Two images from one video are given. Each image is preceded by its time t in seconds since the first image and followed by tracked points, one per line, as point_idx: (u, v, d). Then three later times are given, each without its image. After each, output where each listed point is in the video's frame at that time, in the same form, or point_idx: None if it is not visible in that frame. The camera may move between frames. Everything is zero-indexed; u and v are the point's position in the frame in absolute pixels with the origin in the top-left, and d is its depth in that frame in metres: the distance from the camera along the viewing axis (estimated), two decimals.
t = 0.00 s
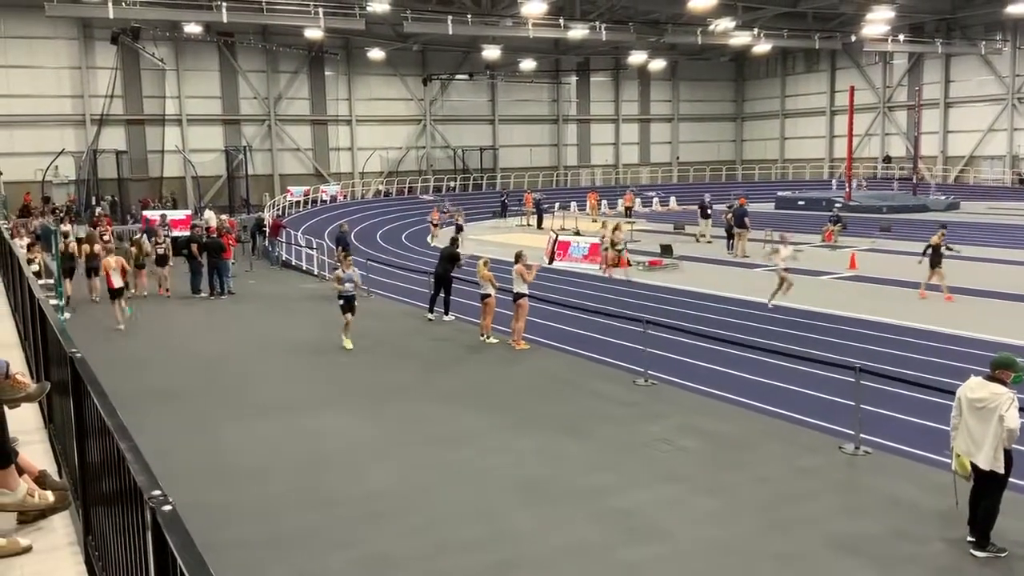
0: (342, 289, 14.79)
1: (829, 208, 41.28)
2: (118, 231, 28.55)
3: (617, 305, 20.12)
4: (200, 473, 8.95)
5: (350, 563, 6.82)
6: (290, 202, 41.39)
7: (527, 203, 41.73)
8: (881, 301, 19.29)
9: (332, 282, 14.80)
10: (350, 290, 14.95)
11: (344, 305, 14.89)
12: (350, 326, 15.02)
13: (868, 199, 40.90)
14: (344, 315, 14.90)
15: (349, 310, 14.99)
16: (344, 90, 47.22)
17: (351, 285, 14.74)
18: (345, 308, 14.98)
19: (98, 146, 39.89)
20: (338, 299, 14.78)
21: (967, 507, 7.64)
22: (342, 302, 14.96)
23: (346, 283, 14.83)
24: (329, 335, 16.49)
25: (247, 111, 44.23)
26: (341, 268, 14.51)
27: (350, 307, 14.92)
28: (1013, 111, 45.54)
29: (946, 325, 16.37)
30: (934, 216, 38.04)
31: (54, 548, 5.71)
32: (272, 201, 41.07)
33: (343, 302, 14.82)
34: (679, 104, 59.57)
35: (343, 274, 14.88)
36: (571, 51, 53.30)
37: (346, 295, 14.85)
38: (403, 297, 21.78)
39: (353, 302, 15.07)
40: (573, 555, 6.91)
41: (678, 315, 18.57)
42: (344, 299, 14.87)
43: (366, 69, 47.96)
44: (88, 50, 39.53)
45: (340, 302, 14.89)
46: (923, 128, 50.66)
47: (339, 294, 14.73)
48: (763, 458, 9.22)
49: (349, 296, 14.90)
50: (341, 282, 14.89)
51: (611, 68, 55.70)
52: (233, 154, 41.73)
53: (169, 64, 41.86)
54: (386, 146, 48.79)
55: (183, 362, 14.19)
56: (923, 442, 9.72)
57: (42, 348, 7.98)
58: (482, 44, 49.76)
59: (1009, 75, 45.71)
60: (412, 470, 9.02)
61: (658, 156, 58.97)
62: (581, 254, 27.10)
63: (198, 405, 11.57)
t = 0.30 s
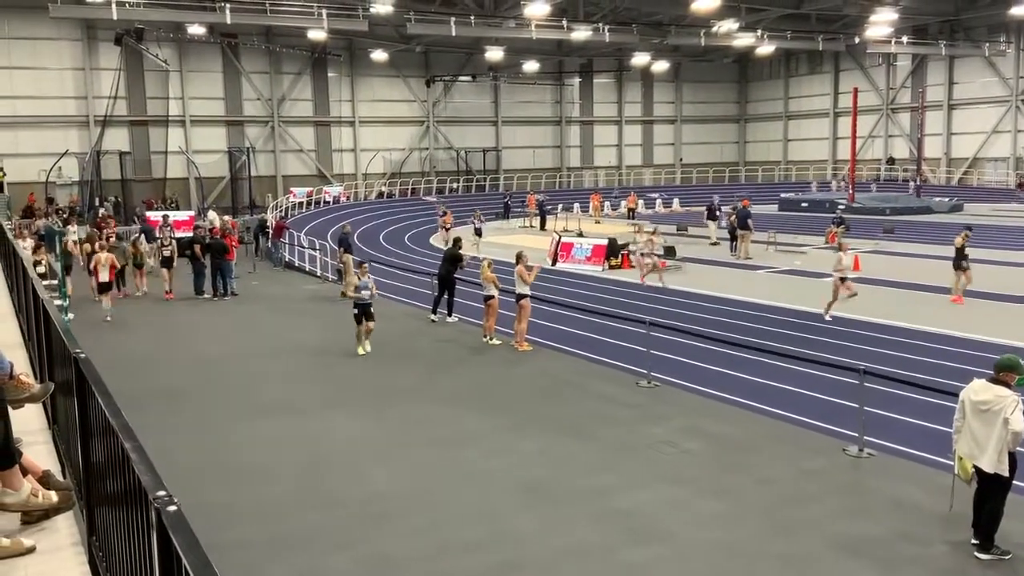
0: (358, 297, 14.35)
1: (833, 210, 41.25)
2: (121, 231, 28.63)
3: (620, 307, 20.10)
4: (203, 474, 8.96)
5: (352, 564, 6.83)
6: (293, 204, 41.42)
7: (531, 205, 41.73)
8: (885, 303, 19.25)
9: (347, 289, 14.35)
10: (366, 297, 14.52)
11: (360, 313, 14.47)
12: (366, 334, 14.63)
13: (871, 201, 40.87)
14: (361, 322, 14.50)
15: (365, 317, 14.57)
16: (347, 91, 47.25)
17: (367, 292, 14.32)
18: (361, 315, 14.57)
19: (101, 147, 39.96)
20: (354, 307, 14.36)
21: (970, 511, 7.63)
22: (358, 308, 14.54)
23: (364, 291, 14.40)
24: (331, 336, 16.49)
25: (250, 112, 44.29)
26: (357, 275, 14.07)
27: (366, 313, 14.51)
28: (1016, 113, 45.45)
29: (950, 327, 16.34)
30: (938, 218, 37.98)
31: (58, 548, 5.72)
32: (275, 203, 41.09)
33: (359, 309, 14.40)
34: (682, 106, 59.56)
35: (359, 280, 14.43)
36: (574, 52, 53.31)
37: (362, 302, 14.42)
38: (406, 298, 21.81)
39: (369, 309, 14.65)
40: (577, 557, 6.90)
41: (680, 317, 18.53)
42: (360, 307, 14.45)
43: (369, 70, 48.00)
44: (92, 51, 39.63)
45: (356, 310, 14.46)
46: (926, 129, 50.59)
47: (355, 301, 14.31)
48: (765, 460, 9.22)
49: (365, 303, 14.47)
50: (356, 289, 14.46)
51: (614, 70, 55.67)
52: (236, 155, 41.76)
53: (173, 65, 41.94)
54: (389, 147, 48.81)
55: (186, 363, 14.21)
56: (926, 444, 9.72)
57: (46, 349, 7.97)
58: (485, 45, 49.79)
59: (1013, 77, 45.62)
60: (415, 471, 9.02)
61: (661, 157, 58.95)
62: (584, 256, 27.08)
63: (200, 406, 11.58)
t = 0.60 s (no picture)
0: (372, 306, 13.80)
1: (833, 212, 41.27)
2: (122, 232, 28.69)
3: (620, 309, 20.11)
4: (204, 474, 8.97)
5: (353, 565, 6.84)
6: (294, 205, 41.48)
7: (532, 206, 41.80)
8: (885, 305, 19.26)
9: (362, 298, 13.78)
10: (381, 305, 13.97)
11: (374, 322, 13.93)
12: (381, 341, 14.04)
13: (872, 202, 40.89)
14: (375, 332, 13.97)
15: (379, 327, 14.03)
16: (349, 92, 47.29)
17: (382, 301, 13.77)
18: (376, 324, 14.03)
19: (102, 147, 40.00)
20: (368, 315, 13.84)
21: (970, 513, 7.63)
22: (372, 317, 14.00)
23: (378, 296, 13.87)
24: (332, 338, 16.50)
25: (252, 113, 44.34)
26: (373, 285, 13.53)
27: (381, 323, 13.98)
28: (1017, 115, 45.45)
29: (951, 329, 16.33)
30: (938, 220, 38.00)
31: (60, 548, 5.73)
32: (276, 203, 41.14)
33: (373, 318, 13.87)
34: (683, 108, 59.60)
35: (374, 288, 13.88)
36: (575, 54, 53.36)
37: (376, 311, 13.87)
38: (407, 299, 21.83)
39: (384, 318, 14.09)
40: (578, 558, 6.91)
41: (680, 318, 18.54)
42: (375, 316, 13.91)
43: (370, 72, 48.07)
44: (93, 52, 39.68)
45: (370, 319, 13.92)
46: (928, 131, 50.59)
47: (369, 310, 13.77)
48: (765, 461, 9.23)
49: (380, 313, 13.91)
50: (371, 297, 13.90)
51: (615, 72, 55.68)
52: (238, 156, 41.81)
53: (174, 66, 41.99)
54: (390, 148, 48.84)
55: (188, 363, 14.23)
56: (928, 445, 9.73)
57: (49, 351, 8.01)
58: (486, 46, 49.85)
59: (1014, 79, 45.61)
60: (416, 472, 9.03)
61: (662, 159, 58.98)
62: (585, 256, 27.12)
63: (202, 406, 11.60)
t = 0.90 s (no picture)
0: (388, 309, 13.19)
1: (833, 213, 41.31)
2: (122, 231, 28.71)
3: (619, 309, 20.12)
4: (204, 475, 8.97)
5: (353, 565, 6.84)
6: (294, 204, 41.50)
7: (531, 207, 41.86)
8: (885, 305, 19.28)
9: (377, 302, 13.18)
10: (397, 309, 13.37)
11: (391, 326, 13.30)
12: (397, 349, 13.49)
13: (871, 203, 40.93)
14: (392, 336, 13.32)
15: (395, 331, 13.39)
16: (348, 92, 47.29)
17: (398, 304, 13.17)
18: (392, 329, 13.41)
19: (102, 147, 40.00)
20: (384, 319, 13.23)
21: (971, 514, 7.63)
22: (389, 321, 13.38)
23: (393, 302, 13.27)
24: (332, 337, 16.48)
25: (252, 113, 44.34)
26: (388, 287, 12.94)
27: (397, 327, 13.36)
28: (1017, 116, 45.45)
29: (951, 329, 16.36)
30: (937, 220, 38.03)
31: (61, 548, 5.74)
32: (276, 203, 41.16)
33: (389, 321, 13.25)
34: (683, 108, 59.62)
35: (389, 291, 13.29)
36: (575, 54, 53.38)
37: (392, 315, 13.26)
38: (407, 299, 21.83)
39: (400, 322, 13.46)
40: (579, 558, 6.91)
41: (679, 319, 18.54)
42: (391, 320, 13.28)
43: (370, 72, 48.09)
44: (93, 51, 39.67)
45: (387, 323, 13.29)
46: (928, 132, 50.62)
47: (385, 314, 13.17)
48: (764, 461, 9.25)
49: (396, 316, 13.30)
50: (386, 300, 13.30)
51: (615, 72, 55.72)
52: (238, 156, 41.81)
53: (174, 65, 41.98)
54: (390, 148, 48.85)
55: (188, 363, 14.23)
56: (927, 446, 9.74)
57: (48, 350, 8.01)
58: (486, 47, 49.87)
59: (1014, 80, 45.61)
60: (416, 472, 9.03)
61: (661, 159, 59.01)
62: (585, 257, 27.15)
63: (203, 406, 11.61)
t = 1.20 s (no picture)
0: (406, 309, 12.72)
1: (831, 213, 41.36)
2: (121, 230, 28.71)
3: (617, 308, 20.17)
4: (204, 474, 8.96)
5: (353, 565, 6.84)
6: (293, 204, 41.52)
7: (529, 206, 41.86)
8: (881, 305, 19.33)
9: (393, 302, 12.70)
10: (414, 309, 12.91)
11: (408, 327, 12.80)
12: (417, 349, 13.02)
13: (870, 203, 40.98)
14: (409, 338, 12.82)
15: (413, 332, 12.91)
16: (347, 92, 47.29)
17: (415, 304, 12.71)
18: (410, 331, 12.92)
19: (100, 146, 39.97)
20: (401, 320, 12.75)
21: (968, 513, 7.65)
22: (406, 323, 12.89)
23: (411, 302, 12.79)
24: (331, 337, 16.47)
25: (250, 112, 44.31)
26: (407, 284, 12.48)
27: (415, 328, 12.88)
28: (1015, 116, 45.48)
29: (949, 329, 16.37)
30: (935, 220, 38.06)
31: (60, 546, 5.74)
32: (274, 203, 41.14)
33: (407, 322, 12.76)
34: (682, 108, 59.65)
35: (406, 290, 12.80)
36: (574, 54, 53.41)
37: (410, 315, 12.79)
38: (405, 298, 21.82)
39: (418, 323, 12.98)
40: (579, 559, 6.91)
41: (678, 318, 18.55)
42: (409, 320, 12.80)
43: (369, 71, 48.07)
44: (92, 50, 39.63)
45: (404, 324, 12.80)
46: (927, 133, 50.64)
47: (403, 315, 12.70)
48: (763, 461, 9.25)
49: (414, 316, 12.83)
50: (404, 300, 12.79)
51: (614, 72, 55.77)
52: (236, 155, 41.78)
53: (172, 64, 41.97)
54: (388, 147, 48.83)
55: (188, 363, 14.23)
56: (925, 446, 9.76)
57: (47, 349, 7.99)
58: (485, 46, 49.90)
59: (1013, 80, 45.63)
60: (416, 472, 9.03)
61: (660, 159, 59.02)
62: (583, 257, 27.18)
63: (202, 406, 11.62)
